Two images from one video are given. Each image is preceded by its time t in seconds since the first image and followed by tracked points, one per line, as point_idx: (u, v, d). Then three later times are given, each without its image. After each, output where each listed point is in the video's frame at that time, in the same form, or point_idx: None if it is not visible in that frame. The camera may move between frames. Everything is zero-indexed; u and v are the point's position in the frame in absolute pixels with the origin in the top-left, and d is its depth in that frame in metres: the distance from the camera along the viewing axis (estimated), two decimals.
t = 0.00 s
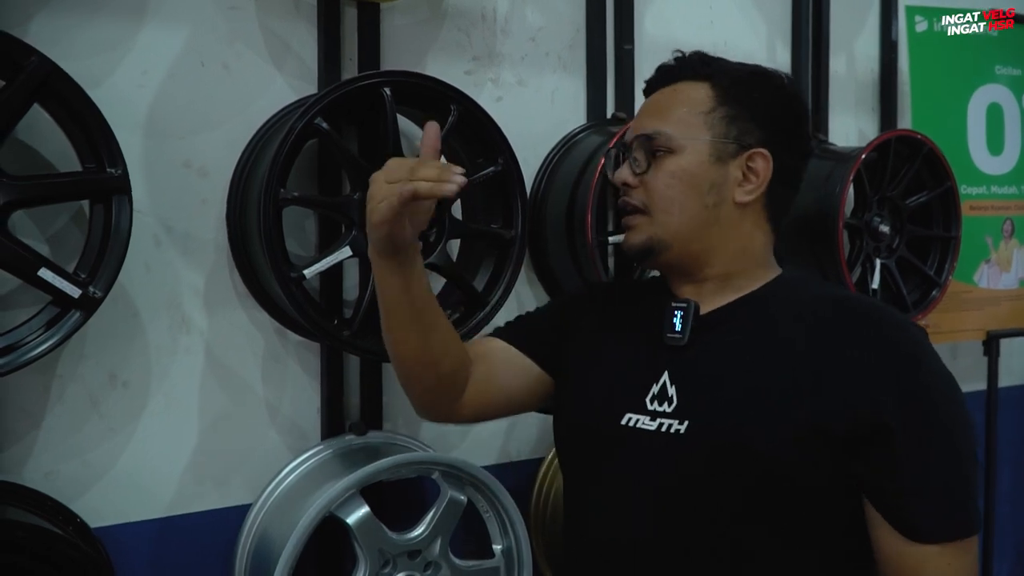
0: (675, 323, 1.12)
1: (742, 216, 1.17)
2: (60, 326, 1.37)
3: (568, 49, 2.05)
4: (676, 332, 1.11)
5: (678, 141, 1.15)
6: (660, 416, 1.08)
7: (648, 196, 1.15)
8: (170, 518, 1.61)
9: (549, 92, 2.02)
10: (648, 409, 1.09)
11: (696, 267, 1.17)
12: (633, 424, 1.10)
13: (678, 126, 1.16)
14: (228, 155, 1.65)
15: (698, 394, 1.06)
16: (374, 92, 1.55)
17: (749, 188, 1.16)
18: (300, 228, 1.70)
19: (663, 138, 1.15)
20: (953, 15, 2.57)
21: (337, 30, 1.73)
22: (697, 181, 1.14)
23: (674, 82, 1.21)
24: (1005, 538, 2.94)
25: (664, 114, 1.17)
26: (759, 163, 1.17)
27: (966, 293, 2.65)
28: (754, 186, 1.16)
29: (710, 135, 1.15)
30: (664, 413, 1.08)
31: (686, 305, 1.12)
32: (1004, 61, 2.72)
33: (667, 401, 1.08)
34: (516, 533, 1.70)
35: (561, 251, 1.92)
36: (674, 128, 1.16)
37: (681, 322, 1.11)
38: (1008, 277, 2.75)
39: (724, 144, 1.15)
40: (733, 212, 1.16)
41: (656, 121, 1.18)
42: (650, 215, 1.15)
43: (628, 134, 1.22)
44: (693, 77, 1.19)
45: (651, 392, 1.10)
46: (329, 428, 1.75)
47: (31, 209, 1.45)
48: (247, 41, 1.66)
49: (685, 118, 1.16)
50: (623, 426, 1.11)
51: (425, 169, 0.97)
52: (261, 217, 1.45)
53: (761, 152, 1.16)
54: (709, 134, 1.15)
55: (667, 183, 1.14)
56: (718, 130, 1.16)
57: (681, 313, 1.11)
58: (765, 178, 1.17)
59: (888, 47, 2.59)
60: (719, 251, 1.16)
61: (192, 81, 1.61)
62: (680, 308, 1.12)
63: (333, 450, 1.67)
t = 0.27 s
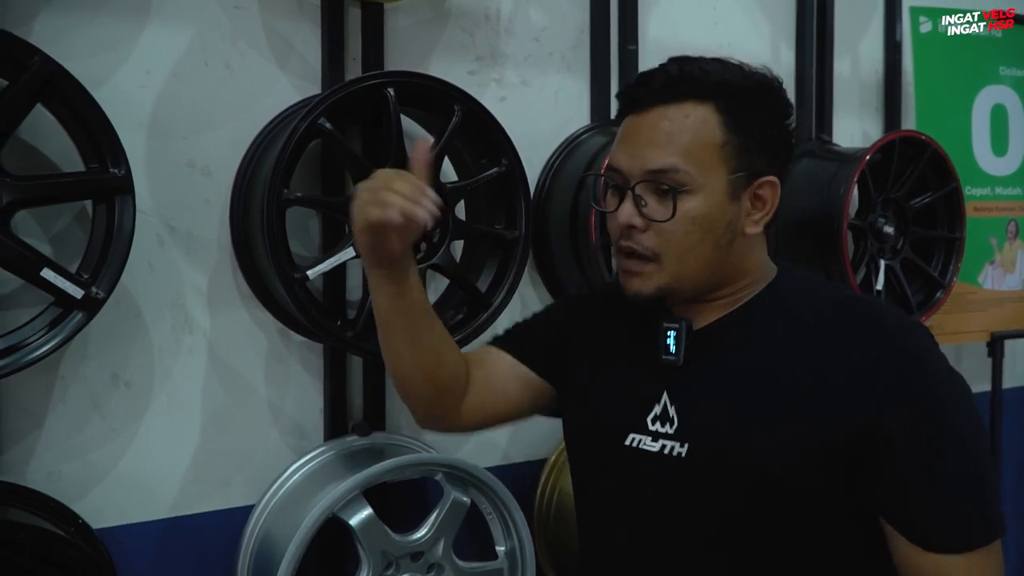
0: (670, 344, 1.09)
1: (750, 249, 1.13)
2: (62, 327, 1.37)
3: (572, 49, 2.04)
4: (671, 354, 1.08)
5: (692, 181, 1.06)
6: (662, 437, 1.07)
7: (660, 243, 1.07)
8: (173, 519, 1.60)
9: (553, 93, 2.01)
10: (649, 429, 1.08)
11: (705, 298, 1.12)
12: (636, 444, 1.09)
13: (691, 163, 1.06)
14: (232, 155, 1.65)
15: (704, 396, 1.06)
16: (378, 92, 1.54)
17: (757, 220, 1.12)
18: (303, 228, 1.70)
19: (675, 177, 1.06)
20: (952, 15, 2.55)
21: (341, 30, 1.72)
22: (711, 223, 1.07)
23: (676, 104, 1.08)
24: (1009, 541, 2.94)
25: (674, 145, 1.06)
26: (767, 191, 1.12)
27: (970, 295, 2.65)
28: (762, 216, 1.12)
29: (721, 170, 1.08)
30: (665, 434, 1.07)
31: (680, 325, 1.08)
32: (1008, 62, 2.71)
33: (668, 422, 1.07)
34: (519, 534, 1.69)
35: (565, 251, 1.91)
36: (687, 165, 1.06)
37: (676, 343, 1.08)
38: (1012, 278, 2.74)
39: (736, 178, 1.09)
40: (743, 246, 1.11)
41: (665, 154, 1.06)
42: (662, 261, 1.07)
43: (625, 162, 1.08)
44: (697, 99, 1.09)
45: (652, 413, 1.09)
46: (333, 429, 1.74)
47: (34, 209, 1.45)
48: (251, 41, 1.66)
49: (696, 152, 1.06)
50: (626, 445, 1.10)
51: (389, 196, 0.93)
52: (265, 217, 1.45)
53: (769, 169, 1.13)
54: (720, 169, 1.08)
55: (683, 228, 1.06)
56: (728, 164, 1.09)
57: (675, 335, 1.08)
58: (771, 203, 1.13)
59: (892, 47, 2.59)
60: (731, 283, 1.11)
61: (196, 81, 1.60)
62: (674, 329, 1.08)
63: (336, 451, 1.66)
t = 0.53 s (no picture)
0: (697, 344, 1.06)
1: (792, 232, 1.11)
2: (64, 325, 1.37)
3: (575, 49, 2.04)
4: (699, 355, 1.05)
5: (747, 151, 1.06)
6: (683, 439, 1.04)
7: (714, 211, 1.05)
8: (173, 518, 1.60)
9: (556, 93, 2.01)
10: (669, 430, 1.05)
11: (741, 282, 1.09)
12: (655, 446, 1.06)
13: (748, 133, 1.06)
14: (235, 154, 1.64)
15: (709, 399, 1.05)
16: (382, 91, 1.54)
17: (802, 204, 1.11)
18: (306, 227, 1.70)
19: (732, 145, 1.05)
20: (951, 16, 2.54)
21: (345, 29, 1.72)
22: (763, 196, 1.06)
23: (732, 76, 1.08)
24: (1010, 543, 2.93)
25: (734, 113, 1.06)
26: (813, 176, 1.12)
27: (973, 297, 2.64)
28: (806, 202, 1.11)
29: (775, 145, 1.07)
30: (687, 435, 1.04)
31: (709, 326, 1.05)
32: (1012, 64, 2.70)
33: (690, 423, 1.04)
34: (521, 535, 1.69)
35: (568, 252, 1.91)
36: (744, 134, 1.06)
37: (704, 343, 1.05)
38: (1015, 280, 2.73)
39: (788, 156, 1.08)
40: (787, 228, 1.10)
41: (722, 122, 1.06)
42: (711, 230, 1.06)
43: (680, 127, 1.08)
44: (756, 74, 1.08)
45: (673, 413, 1.05)
46: (334, 429, 1.74)
47: (36, 207, 1.45)
48: (254, 39, 1.66)
49: (755, 122, 1.06)
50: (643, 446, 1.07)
51: (437, 367, 0.84)
52: (268, 216, 1.44)
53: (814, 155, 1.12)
54: (776, 144, 1.07)
55: (736, 197, 1.05)
56: (783, 140, 1.08)
57: (704, 334, 1.05)
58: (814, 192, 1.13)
59: (896, 49, 2.58)
60: (776, 268, 1.09)
61: (199, 79, 1.60)
62: (703, 327, 1.05)
63: (338, 450, 1.66)
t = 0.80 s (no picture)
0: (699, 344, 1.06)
1: (772, 233, 1.09)
2: (65, 322, 1.36)
3: (578, 50, 2.03)
4: (699, 356, 1.05)
5: (701, 152, 1.08)
6: (678, 439, 1.03)
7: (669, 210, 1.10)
8: (173, 517, 1.60)
9: (559, 94, 2.01)
10: (665, 430, 1.05)
11: (722, 283, 1.11)
12: (650, 446, 1.06)
13: (704, 135, 1.08)
14: (237, 153, 1.64)
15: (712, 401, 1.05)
16: (385, 91, 1.53)
17: (779, 205, 1.08)
18: (308, 226, 1.69)
19: (687, 147, 1.09)
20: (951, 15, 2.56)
21: (348, 29, 1.71)
22: (718, 196, 1.07)
23: (709, 83, 1.11)
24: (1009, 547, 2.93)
25: (692, 118, 1.10)
26: (792, 177, 1.07)
27: (974, 300, 2.64)
28: (785, 203, 1.07)
29: (738, 145, 1.07)
30: (682, 435, 1.03)
31: (710, 327, 1.06)
32: (1013, 68, 2.70)
33: (685, 423, 1.03)
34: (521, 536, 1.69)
35: (569, 253, 1.90)
36: (698, 137, 1.08)
37: (706, 343, 1.05)
38: (1016, 284, 2.73)
39: (753, 155, 1.07)
40: (761, 230, 1.08)
41: (684, 126, 1.10)
42: (670, 228, 1.10)
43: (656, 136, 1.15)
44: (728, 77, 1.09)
45: (669, 413, 1.05)
46: (335, 429, 1.74)
47: (37, 205, 1.44)
48: (257, 38, 1.65)
49: (711, 124, 1.08)
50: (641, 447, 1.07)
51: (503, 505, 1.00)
52: (269, 215, 1.44)
53: (800, 155, 1.08)
54: (737, 145, 1.07)
55: (688, 197, 1.08)
56: (747, 141, 1.07)
57: (706, 334, 1.06)
58: (798, 194, 1.08)
59: (898, 52, 2.58)
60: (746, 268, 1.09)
61: (201, 77, 1.60)
62: (705, 328, 1.06)
63: (338, 450, 1.65)
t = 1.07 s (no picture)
0: (638, 340, 1.27)
1: (736, 241, 1.19)
2: (59, 319, 1.35)
3: (576, 51, 2.03)
4: (635, 350, 1.26)
5: (668, 167, 1.17)
6: (612, 427, 1.23)
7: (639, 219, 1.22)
8: (165, 516, 1.59)
9: (556, 95, 2.00)
10: (606, 418, 1.24)
11: (694, 284, 1.24)
12: (593, 431, 1.26)
13: (672, 150, 1.17)
14: (233, 150, 1.63)
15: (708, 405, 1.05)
16: (382, 90, 1.53)
17: (743, 218, 1.17)
18: (304, 224, 1.69)
19: (657, 161, 1.19)
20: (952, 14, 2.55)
21: (346, 27, 1.71)
22: (681, 210, 1.18)
23: (680, 95, 1.18)
24: (1000, 553, 2.94)
25: (662, 132, 1.18)
26: (756, 191, 1.15)
27: (968, 306, 2.65)
28: (749, 215, 1.16)
29: (703, 160, 1.15)
30: (616, 423, 1.23)
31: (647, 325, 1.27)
32: (1009, 74, 2.71)
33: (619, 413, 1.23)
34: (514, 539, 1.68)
35: (566, 255, 1.90)
36: (667, 151, 1.17)
37: (641, 340, 1.26)
38: (1010, 290, 2.74)
39: (718, 169, 1.15)
40: (726, 239, 1.19)
41: (653, 140, 1.19)
42: (641, 236, 1.22)
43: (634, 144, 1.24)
44: (697, 91, 1.17)
45: (612, 404, 1.25)
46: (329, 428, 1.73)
47: (31, 200, 1.43)
48: (255, 35, 1.65)
49: (679, 140, 1.16)
50: (586, 432, 1.27)
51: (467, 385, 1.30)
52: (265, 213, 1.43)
53: (762, 168, 1.15)
54: (703, 160, 1.15)
55: (656, 209, 1.19)
56: (712, 156, 1.15)
57: (642, 331, 1.26)
58: (761, 206, 1.16)
59: (895, 58, 2.58)
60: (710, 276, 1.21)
61: (198, 74, 1.59)
62: (642, 327, 1.27)
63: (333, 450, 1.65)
